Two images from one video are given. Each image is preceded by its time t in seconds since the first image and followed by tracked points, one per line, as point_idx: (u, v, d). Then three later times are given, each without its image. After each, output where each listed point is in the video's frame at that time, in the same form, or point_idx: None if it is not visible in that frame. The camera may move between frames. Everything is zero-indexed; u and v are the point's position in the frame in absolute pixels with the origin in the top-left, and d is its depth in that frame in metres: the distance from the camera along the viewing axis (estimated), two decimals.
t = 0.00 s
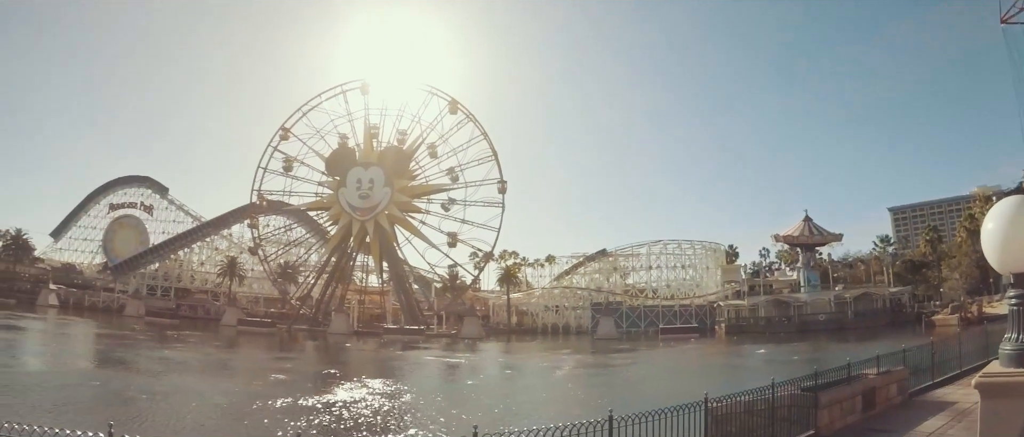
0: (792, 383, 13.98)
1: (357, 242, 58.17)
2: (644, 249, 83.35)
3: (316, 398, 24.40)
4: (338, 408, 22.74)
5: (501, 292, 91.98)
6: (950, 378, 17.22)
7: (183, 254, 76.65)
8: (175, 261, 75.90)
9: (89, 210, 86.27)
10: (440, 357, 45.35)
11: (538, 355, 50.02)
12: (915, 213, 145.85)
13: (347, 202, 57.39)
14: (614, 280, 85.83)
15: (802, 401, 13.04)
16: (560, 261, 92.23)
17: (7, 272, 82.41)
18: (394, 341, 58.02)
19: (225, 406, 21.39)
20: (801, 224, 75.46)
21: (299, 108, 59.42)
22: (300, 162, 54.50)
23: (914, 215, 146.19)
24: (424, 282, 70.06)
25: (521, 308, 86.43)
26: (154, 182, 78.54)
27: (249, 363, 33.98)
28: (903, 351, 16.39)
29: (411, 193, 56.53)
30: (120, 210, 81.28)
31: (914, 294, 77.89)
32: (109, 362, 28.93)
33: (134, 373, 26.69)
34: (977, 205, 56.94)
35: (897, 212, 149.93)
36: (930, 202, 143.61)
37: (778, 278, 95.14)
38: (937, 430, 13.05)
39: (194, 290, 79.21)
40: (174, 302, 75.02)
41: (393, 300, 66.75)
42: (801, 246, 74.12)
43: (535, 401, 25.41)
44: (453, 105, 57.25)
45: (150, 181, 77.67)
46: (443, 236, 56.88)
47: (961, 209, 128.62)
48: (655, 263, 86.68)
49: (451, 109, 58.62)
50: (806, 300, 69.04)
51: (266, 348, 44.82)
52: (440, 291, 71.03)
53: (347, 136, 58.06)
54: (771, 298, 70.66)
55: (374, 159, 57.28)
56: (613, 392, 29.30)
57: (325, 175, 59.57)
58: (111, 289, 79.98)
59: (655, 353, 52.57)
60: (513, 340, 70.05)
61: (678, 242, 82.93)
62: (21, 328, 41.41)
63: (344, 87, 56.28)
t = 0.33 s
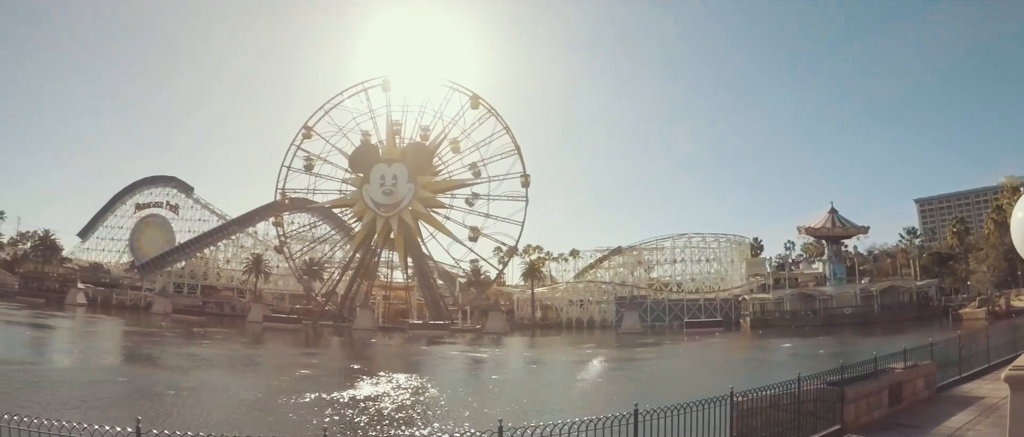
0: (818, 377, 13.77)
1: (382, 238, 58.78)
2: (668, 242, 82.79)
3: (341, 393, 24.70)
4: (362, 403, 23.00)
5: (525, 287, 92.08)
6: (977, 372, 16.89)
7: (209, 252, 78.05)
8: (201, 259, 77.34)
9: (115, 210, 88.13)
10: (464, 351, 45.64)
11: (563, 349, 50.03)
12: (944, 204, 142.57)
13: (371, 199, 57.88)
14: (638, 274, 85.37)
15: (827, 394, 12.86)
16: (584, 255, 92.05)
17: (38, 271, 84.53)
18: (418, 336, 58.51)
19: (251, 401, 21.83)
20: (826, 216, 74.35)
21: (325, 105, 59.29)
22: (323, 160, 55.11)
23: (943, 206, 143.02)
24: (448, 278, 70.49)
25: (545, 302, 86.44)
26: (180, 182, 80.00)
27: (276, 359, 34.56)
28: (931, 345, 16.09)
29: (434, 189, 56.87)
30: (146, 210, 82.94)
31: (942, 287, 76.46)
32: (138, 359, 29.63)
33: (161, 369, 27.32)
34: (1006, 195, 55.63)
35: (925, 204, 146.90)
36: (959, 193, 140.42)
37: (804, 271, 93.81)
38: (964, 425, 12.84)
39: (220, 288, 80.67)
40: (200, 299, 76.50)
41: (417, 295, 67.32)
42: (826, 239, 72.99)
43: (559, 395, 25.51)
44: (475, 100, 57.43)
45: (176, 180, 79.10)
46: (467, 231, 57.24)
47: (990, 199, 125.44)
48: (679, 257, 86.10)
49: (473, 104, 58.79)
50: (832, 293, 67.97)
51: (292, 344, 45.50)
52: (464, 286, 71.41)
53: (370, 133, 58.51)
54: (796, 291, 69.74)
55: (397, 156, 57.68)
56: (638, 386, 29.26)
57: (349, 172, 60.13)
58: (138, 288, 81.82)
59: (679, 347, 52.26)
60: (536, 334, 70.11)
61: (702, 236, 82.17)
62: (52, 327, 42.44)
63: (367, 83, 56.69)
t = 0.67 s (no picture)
0: (840, 371, 13.65)
1: (403, 234, 59.19)
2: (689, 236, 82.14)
3: (364, 388, 24.95)
4: (384, 397, 23.22)
5: (547, 281, 92.02)
6: (1003, 367, 16.58)
7: (232, 249, 79.23)
8: (224, 256, 78.58)
9: (138, 209, 89.65)
10: (486, 346, 45.84)
11: (586, 343, 49.98)
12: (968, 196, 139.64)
13: (392, 195, 58.22)
14: (659, 268, 84.87)
15: (850, 388, 12.79)
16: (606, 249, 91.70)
17: (63, 271, 86.36)
18: (440, 331, 58.91)
19: (274, 395, 22.23)
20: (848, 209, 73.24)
21: (343, 102, 58.53)
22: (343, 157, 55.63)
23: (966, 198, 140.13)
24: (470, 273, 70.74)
25: (566, 297, 86.33)
26: (201, 181, 81.14)
27: (299, 354, 35.03)
28: (956, 341, 15.81)
29: (455, 183, 56.98)
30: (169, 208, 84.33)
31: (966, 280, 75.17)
32: (162, 356, 30.23)
33: (185, 365, 27.82)
34: None
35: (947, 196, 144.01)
36: (983, 184, 137.46)
37: (827, 264, 92.58)
38: (988, 421, 12.65)
39: (243, 284, 81.86)
40: (223, 296, 77.76)
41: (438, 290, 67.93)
42: (849, 231, 71.89)
43: (580, 390, 25.50)
44: (494, 93, 57.37)
45: (198, 179, 80.24)
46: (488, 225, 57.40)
47: (1017, 190, 122.53)
48: (700, 251, 85.48)
49: (492, 97, 58.71)
50: (856, 287, 66.98)
51: (315, 339, 46.09)
52: (486, 280, 71.78)
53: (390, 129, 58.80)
54: (819, 285, 68.92)
55: (417, 152, 57.95)
56: (661, 381, 29.19)
57: (370, 169, 60.55)
58: (162, 285, 83.28)
59: (701, 341, 51.91)
60: (556, 328, 70.14)
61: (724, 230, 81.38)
62: (78, 324, 43.37)
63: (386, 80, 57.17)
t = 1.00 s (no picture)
0: (862, 365, 13.50)
1: (424, 229, 59.61)
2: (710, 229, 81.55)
3: (384, 382, 25.21)
4: (404, 392, 23.40)
5: (567, 275, 91.93)
6: None
7: (253, 246, 80.25)
8: (246, 253, 79.65)
9: (160, 207, 91.10)
10: (505, 340, 45.96)
11: (608, 337, 49.96)
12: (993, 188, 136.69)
13: (411, 190, 58.55)
14: (680, 262, 84.45)
15: (871, 383, 12.65)
16: (627, 243, 91.43)
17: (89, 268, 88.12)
18: (460, 326, 59.15)
19: (294, 390, 22.54)
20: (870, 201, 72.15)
21: (361, 100, 61.40)
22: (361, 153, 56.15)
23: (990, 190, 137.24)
24: (490, 268, 70.85)
25: (586, 291, 86.12)
26: (222, 178, 82.29)
27: (320, 349, 35.44)
28: (978, 335, 15.56)
29: (475, 178, 57.02)
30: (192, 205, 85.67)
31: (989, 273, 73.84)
32: (186, 351, 30.78)
33: (206, 360, 28.31)
34: None
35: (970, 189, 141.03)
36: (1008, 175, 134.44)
37: (848, 257, 91.32)
38: (1012, 417, 12.48)
39: (264, 280, 83.03)
40: (245, 292, 78.82)
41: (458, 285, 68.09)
42: (870, 224, 70.84)
43: (600, 385, 25.48)
44: (512, 87, 57.54)
45: (219, 177, 81.41)
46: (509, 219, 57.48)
47: None
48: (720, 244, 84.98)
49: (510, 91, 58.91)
50: (877, 280, 66.01)
51: (336, 334, 46.58)
52: (507, 274, 71.92)
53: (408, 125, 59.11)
54: (840, 278, 68.04)
55: (436, 146, 58.15)
56: (682, 375, 29.09)
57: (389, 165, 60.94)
58: (184, 282, 84.67)
59: (723, 335, 51.53)
60: (576, 323, 70.05)
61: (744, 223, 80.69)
62: (102, 321, 44.19)
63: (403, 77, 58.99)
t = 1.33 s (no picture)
0: (883, 360, 13.40)
1: (442, 224, 59.96)
2: (729, 223, 80.88)
3: (404, 376, 25.40)
4: (423, 386, 23.57)
5: (586, 269, 91.79)
6: None
7: (273, 242, 81.18)
8: (266, 248, 80.60)
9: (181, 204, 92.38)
10: (524, 334, 46.04)
11: (628, 331, 49.88)
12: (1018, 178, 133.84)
13: (430, 185, 58.89)
14: (699, 255, 83.96)
15: (891, 377, 12.58)
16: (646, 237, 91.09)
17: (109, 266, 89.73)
18: (480, 319, 59.38)
19: (314, 384, 22.80)
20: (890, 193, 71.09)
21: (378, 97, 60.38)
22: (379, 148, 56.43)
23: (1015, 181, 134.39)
24: (508, 262, 70.95)
25: (605, 284, 85.85)
26: (241, 175, 83.20)
27: (340, 343, 35.83)
28: (1000, 330, 15.37)
29: (493, 172, 57.06)
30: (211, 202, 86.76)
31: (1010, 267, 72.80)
32: (208, 346, 31.23)
33: (227, 355, 28.74)
34: None
35: (992, 180, 138.46)
36: None
37: (870, 250, 90.14)
38: None
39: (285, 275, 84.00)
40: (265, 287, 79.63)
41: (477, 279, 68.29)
42: (890, 217, 69.81)
43: (617, 379, 25.51)
44: (529, 80, 57.40)
45: (239, 174, 82.37)
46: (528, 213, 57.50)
47: None
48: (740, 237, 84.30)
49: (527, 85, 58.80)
50: (898, 273, 65.14)
51: (356, 329, 46.99)
52: (526, 268, 72.01)
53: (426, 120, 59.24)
54: (861, 271, 67.22)
55: (454, 141, 58.34)
56: (702, 368, 29.02)
57: (407, 160, 61.18)
58: (205, 278, 85.86)
59: (744, 329, 51.17)
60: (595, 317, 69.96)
61: (763, 216, 79.93)
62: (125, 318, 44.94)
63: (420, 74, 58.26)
